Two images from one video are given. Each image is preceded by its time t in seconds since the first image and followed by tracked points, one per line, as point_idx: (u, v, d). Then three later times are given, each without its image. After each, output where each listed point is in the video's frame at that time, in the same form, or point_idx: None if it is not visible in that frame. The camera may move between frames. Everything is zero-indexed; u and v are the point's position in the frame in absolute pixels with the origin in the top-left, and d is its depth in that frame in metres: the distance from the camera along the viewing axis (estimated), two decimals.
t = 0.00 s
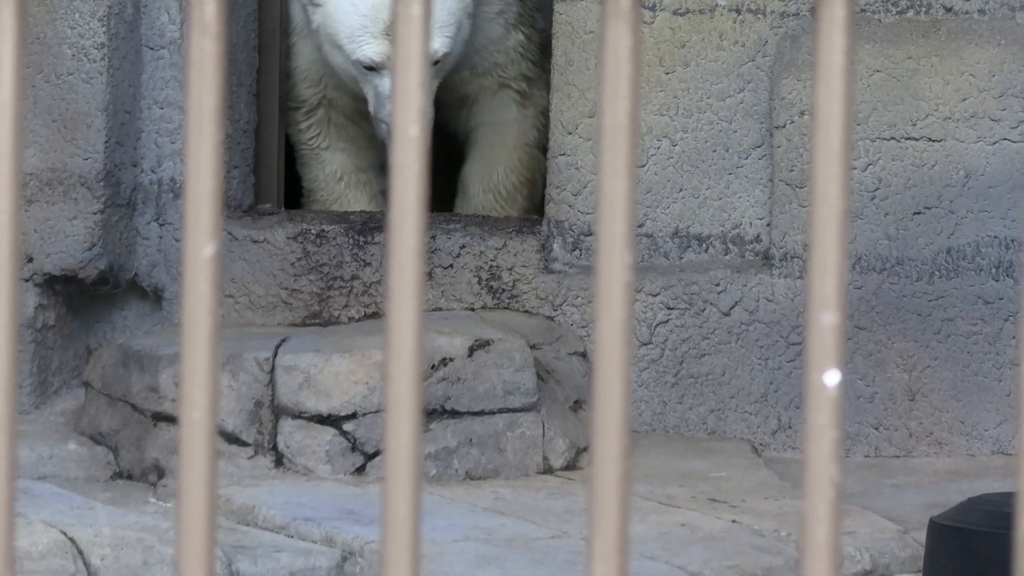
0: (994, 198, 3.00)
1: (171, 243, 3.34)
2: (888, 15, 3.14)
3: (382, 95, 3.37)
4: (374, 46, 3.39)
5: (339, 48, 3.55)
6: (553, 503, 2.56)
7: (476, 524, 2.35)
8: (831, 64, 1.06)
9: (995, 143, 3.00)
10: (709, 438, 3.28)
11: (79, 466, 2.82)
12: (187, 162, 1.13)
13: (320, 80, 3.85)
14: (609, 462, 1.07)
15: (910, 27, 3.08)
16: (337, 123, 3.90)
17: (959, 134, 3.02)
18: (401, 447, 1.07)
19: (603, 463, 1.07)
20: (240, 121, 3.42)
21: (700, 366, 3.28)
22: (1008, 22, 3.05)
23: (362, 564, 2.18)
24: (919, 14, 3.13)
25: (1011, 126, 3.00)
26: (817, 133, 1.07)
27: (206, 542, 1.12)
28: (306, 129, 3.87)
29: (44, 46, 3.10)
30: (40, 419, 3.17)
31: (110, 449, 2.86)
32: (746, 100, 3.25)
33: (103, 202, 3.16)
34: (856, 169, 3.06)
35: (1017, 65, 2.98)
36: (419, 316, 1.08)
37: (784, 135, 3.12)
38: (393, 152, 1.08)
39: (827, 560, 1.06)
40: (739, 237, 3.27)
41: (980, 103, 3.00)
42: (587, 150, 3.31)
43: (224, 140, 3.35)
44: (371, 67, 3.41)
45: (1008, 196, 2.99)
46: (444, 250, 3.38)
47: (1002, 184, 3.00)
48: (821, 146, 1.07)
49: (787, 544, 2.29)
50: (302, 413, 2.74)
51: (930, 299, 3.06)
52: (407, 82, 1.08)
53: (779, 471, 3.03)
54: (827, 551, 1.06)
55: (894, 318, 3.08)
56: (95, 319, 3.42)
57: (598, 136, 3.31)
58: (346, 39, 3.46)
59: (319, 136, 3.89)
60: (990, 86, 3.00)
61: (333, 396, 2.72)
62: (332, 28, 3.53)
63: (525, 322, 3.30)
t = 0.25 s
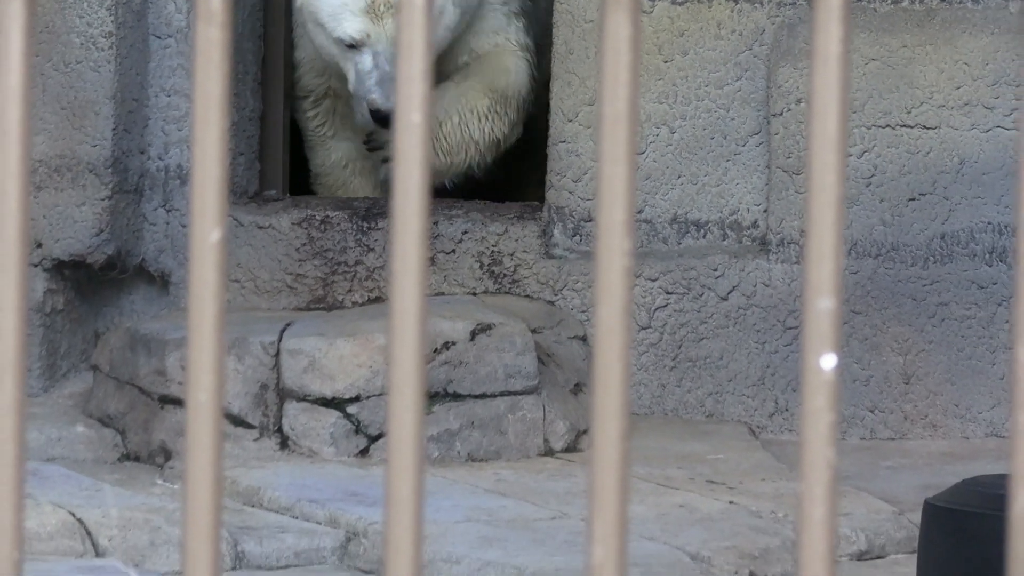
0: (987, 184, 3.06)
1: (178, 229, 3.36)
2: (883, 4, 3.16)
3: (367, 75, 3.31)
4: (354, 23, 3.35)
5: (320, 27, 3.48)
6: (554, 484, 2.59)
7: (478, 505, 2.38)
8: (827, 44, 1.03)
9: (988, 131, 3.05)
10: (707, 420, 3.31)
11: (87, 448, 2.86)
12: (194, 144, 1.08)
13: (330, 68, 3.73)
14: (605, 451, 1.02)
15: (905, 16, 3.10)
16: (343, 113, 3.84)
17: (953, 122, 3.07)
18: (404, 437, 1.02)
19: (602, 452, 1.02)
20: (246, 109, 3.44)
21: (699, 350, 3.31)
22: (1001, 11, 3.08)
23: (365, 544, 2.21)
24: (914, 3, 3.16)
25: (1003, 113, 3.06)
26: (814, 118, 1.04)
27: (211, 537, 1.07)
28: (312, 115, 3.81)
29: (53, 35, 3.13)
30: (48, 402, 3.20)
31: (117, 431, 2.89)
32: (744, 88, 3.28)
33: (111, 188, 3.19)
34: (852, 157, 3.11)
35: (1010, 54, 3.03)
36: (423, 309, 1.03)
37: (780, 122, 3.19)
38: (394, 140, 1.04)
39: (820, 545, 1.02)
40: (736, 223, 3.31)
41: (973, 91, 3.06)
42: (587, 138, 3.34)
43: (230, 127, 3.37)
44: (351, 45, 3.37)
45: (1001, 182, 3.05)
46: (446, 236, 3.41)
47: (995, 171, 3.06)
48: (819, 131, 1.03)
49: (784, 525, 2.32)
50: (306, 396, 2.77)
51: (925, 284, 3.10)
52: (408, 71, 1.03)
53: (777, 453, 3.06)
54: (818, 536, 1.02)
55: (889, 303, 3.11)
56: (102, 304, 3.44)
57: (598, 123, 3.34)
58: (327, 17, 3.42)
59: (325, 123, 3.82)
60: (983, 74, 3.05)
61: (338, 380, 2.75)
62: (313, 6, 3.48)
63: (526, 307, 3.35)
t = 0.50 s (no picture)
0: (984, 169, 3.10)
1: (185, 213, 3.39)
2: None
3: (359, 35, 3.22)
4: None
5: None
6: (556, 466, 2.62)
7: (481, 486, 2.41)
8: (824, 5, 0.95)
9: (985, 117, 3.08)
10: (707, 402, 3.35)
11: (95, 430, 2.88)
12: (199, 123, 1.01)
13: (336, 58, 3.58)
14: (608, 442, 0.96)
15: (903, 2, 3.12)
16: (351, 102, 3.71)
17: (950, 108, 3.10)
18: (409, 425, 0.96)
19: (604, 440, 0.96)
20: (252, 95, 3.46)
21: (699, 333, 3.35)
22: None
23: (370, 525, 2.24)
24: None
25: (1000, 100, 3.08)
26: (812, 104, 0.96)
27: (217, 531, 1.01)
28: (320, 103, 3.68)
29: (62, 22, 3.16)
30: (56, 383, 3.23)
31: (125, 413, 2.92)
32: (744, 75, 3.32)
33: (119, 173, 3.21)
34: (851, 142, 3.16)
35: (1007, 41, 3.06)
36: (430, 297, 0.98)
37: (779, 108, 3.20)
38: (398, 129, 0.98)
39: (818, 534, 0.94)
40: (736, 208, 3.36)
41: (971, 78, 3.08)
42: (589, 124, 3.40)
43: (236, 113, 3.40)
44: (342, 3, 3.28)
45: (997, 167, 3.09)
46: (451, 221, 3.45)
47: (991, 156, 3.10)
48: (817, 113, 0.95)
49: (783, 505, 2.35)
50: (312, 378, 2.80)
51: (922, 268, 3.15)
52: (413, 59, 0.97)
53: (776, 434, 3.08)
54: (816, 525, 0.94)
55: (887, 287, 3.16)
56: (111, 288, 3.44)
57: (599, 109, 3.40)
58: None
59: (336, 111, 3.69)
60: (980, 61, 3.08)
61: (343, 362, 2.77)
62: None
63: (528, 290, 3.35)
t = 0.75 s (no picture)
0: (982, 154, 3.17)
1: (193, 197, 3.40)
2: None
3: (393, 71, 2.99)
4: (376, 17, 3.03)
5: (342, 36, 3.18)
6: (559, 447, 2.64)
7: (484, 467, 2.44)
8: None
9: (982, 103, 3.16)
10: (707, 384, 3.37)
11: (104, 411, 2.92)
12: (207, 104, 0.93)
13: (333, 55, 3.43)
14: (612, 433, 0.88)
15: None
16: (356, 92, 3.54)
17: (947, 94, 3.18)
18: (411, 412, 0.88)
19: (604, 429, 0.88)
20: (258, 82, 3.48)
21: (699, 316, 3.38)
22: None
23: (375, 506, 2.27)
24: None
25: (997, 86, 3.16)
26: (811, 90, 0.87)
27: (224, 526, 0.93)
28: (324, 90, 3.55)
29: (70, 9, 3.18)
30: (65, 366, 3.26)
31: (134, 395, 2.95)
32: (745, 61, 3.36)
33: (127, 158, 3.23)
34: (850, 128, 3.22)
35: (1003, 28, 3.14)
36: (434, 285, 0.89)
37: (779, 94, 3.24)
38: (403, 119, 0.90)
39: (818, 527, 0.86)
40: (736, 192, 3.40)
41: (968, 64, 3.16)
42: (592, 110, 3.42)
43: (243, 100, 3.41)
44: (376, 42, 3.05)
45: (994, 153, 3.16)
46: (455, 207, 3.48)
47: (988, 142, 3.17)
48: (817, 97, 0.87)
49: (783, 486, 2.38)
50: (318, 361, 2.82)
51: (921, 252, 3.22)
52: (417, 46, 0.89)
53: (776, 416, 3.11)
54: (816, 514, 0.86)
55: (886, 271, 3.23)
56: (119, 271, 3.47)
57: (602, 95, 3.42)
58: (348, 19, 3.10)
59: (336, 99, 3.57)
60: (977, 48, 3.15)
61: (348, 344, 2.80)
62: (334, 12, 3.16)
63: (532, 273, 3.35)
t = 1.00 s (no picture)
0: (980, 141, 3.21)
1: (201, 183, 3.42)
2: None
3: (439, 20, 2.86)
4: None
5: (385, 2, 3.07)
6: (563, 430, 2.67)
7: (489, 449, 2.46)
8: None
9: (981, 90, 3.20)
10: (709, 368, 3.40)
11: (114, 394, 2.95)
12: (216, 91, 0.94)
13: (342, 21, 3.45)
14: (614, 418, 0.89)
15: None
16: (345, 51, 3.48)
17: (947, 81, 3.22)
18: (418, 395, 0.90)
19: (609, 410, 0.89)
20: (265, 69, 3.49)
21: (702, 301, 3.41)
22: None
23: (381, 488, 2.30)
24: None
25: (996, 73, 3.20)
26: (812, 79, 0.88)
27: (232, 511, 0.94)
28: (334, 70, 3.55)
29: None
30: (75, 349, 3.29)
31: (143, 378, 2.98)
32: (746, 49, 3.37)
33: (137, 145, 3.26)
34: (850, 114, 3.27)
35: (1002, 17, 3.17)
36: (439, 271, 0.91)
37: (781, 82, 3.26)
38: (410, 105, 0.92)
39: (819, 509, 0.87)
40: (739, 178, 3.42)
41: (967, 52, 3.20)
42: (596, 97, 3.44)
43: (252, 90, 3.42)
44: None
45: (993, 139, 3.20)
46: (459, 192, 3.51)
47: (987, 129, 3.21)
48: (817, 87, 0.88)
49: (784, 469, 2.40)
50: (325, 344, 2.85)
51: (921, 238, 3.26)
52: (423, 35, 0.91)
53: (777, 400, 3.13)
54: (816, 497, 0.87)
55: (886, 256, 3.27)
56: (128, 256, 3.49)
57: (606, 83, 3.45)
58: None
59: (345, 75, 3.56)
60: (976, 36, 3.19)
61: (356, 329, 2.82)
62: None
63: (536, 259, 3.37)
